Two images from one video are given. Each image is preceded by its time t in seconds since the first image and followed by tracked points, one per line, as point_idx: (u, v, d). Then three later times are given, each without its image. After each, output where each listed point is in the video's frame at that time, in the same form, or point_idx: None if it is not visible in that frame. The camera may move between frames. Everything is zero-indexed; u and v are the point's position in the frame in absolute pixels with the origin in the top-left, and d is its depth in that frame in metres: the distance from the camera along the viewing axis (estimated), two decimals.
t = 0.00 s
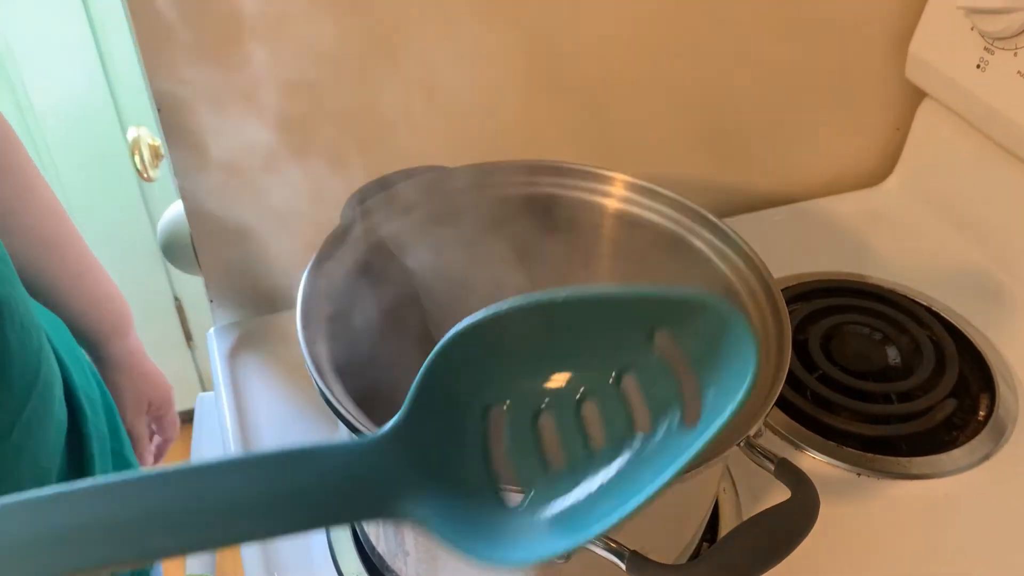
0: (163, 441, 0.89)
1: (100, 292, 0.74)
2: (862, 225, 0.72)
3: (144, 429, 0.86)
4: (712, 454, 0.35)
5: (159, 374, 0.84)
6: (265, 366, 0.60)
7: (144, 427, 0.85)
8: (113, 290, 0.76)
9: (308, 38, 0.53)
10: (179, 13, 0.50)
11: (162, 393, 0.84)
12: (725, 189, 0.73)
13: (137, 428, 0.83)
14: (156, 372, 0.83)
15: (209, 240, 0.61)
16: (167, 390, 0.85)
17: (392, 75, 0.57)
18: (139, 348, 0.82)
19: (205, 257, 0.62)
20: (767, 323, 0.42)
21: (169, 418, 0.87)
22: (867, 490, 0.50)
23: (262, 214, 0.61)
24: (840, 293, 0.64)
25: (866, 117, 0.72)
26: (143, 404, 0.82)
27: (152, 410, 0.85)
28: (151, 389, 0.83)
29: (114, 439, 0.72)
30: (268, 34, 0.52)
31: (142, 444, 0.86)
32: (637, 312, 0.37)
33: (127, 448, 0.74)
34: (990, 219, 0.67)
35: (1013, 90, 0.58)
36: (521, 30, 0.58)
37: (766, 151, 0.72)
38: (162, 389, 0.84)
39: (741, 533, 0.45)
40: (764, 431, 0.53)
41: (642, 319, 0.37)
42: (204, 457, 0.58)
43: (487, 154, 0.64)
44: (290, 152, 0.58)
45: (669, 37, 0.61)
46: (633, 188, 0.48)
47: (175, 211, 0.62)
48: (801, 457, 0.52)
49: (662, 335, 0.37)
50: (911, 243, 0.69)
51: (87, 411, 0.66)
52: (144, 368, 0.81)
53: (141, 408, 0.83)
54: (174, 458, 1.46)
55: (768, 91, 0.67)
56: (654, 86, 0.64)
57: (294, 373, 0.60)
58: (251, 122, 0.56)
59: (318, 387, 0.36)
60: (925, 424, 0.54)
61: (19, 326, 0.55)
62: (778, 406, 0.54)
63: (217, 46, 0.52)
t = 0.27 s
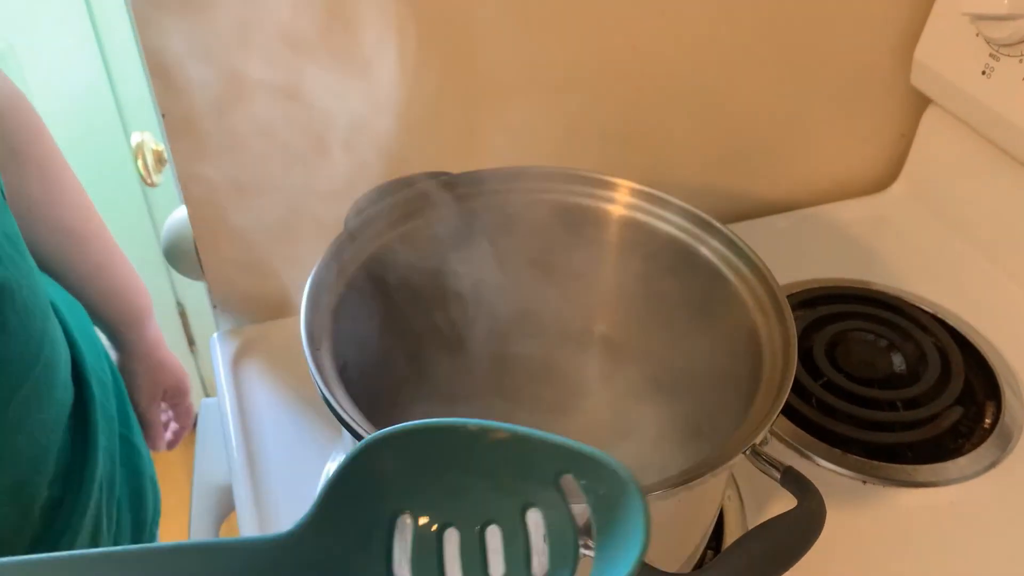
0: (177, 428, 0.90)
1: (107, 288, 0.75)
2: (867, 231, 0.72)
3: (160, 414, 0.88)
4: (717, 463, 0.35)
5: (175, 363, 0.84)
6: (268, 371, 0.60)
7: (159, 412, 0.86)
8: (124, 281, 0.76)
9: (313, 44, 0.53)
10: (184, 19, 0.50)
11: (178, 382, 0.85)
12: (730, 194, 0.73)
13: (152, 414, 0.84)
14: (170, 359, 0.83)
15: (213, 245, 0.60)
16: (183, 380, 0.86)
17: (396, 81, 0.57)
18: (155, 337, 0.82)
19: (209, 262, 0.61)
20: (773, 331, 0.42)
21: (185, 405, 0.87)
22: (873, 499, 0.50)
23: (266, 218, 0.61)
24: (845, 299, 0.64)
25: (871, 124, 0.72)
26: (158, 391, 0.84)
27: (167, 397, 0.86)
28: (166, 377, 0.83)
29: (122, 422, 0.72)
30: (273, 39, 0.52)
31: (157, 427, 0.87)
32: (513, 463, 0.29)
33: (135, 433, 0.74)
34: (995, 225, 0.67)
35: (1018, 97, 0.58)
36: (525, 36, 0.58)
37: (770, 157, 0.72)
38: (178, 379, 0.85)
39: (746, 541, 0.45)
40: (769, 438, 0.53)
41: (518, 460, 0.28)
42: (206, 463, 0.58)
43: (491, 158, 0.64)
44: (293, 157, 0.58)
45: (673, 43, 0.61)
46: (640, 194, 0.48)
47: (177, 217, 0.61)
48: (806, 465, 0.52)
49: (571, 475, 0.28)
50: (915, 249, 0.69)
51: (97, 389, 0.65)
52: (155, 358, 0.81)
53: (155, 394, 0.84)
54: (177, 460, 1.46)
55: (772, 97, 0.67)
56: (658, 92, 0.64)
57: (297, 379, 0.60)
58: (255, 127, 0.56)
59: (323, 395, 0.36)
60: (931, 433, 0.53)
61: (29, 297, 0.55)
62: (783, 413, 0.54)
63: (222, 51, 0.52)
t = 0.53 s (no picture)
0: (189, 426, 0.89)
1: (115, 290, 0.74)
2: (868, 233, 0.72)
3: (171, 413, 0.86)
4: (719, 465, 0.35)
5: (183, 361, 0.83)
6: (269, 374, 0.60)
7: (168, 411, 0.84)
8: (131, 283, 0.75)
9: (315, 47, 0.53)
10: (186, 22, 0.50)
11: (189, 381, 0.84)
12: (732, 196, 0.73)
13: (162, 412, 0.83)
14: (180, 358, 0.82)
15: (215, 245, 0.61)
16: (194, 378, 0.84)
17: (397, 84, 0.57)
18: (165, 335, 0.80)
19: (211, 264, 0.62)
20: (773, 333, 0.42)
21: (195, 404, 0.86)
22: (875, 501, 0.50)
23: (269, 221, 0.61)
24: (846, 301, 0.64)
25: (872, 126, 0.72)
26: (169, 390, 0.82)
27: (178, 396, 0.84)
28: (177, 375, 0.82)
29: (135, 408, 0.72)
30: (276, 43, 0.53)
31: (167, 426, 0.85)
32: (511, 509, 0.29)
33: (145, 413, 0.74)
34: (996, 228, 0.67)
35: (1018, 100, 0.58)
36: (527, 39, 0.58)
37: (771, 160, 0.72)
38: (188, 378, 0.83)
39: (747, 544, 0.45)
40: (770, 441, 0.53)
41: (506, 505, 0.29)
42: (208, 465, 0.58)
43: (492, 162, 0.64)
44: (296, 159, 0.58)
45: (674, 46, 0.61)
46: (642, 198, 0.48)
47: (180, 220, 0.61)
48: (808, 467, 0.52)
49: (555, 516, 0.28)
50: (917, 252, 0.69)
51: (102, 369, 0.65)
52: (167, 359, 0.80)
53: (166, 393, 0.82)
54: (179, 464, 1.46)
55: (773, 100, 0.67)
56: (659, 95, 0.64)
57: (299, 382, 0.60)
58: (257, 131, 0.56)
59: (324, 397, 0.36)
60: (932, 435, 0.53)
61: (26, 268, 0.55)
62: (784, 415, 0.54)
63: (224, 54, 0.52)
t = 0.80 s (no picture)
0: (179, 419, 0.87)
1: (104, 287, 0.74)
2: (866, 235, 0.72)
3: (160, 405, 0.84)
4: (717, 469, 0.35)
5: (172, 352, 0.82)
6: (268, 377, 0.60)
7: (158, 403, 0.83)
8: (122, 280, 0.76)
9: (313, 50, 0.53)
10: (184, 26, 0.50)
11: (178, 372, 0.82)
12: (729, 198, 0.73)
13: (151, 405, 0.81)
14: (169, 351, 0.81)
15: (213, 248, 0.61)
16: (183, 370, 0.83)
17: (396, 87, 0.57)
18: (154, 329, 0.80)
19: (210, 268, 0.62)
20: (771, 336, 0.42)
21: (186, 396, 0.84)
22: (873, 503, 0.50)
23: (267, 224, 0.61)
24: (844, 304, 0.64)
25: (870, 128, 0.72)
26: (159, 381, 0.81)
27: (168, 388, 0.82)
28: (167, 367, 0.81)
29: (134, 400, 0.71)
30: (274, 46, 0.53)
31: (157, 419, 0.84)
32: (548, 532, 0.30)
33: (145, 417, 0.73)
34: (994, 230, 0.67)
35: (1017, 102, 0.58)
36: (525, 42, 0.58)
37: (770, 162, 0.72)
38: (177, 369, 0.82)
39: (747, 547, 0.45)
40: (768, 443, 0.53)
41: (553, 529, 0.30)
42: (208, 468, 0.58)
43: (491, 164, 0.64)
44: (294, 162, 0.58)
45: (673, 48, 0.61)
46: (639, 200, 0.49)
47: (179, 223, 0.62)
48: (807, 470, 0.52)
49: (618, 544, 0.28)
50: (915, 254, 0.69)
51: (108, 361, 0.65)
52: (159, 355, 0.80)
53: (156, 384, 0.81)
54: (177, 466, 1.46)
55: (772, 102, 0.67)
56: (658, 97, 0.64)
57: (297, 386, 0.60)
58: (256, 134, 0.56)
59: (321, 401, 0.36)
60: (930, 438, 0.53)
61: (42, 256, 0.55)
62: (783, 418, 0.54)
63: (223, 57, 0.52)
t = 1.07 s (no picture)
0: (179, 424, 0.87)
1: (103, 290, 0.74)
2: (864, 235, 0.72)
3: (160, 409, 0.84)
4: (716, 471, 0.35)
5: (171, 357, 0.82)
6: (266, 379, 0.60)
7: (158, 407, 0.82)
8: (121, 282, 0.75)
9: (311, 52, 0.54)
10: (182, 28, 0.50)
11: (178, 376, 0.82)
12: (727, 199, 0.73)
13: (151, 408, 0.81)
14: (169, 356, 0.81)
15: (212, 250, 0.61)
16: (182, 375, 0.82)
17: (394, 88, 0.57)
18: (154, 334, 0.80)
19: (207, 269, 0.62)
20: (770, 332, 0.44)
21: (186, 401, 0.84)
22: (872, 504, 0.50)
23: (265, 226, 0.61)
24: (843, 304, 0.64)
25: (868, 128, 0.72)
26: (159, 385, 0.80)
27: (168, 392, 0.82)
28: (166, 370, 0.80)
29: (133, 402, 0.71)
30: (272, 47, 0.53)
31: (157, 423, 0.83)
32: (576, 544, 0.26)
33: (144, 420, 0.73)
34: (993, 229, 0.67)
35: (1015, 102, 0.58)
36: (523, 43, 0.58)
37: (768, 162, 0.72)
38: (177, 372, 0.82)
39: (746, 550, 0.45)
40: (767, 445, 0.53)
41: (587, 531, 0.26)
42: (206, 470, 0.58)
43: (487, 166, 0.64)
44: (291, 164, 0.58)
45: (670, 49, 0.61)
46: (635, 200, 0.50)
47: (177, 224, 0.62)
48: (806, 471, 0.52)
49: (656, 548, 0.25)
50: (913, 255, 0.69)
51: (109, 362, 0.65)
52: (158, 358, 0.79)
53: (156, 387, 0.80)
54: (175, 467, 1.45)
55: (769, 103, 0.67)
56: (655, 98, 0.64)
57: (296, 388, 0.60)
58: (253, 135, 0.56)
59: (320, 400, 0.36)
60: (928, 438, 0.53)
61: (45, 258, 0.55)
62: (781, 419, 0.54)
63: (220, 59, 0.52)
